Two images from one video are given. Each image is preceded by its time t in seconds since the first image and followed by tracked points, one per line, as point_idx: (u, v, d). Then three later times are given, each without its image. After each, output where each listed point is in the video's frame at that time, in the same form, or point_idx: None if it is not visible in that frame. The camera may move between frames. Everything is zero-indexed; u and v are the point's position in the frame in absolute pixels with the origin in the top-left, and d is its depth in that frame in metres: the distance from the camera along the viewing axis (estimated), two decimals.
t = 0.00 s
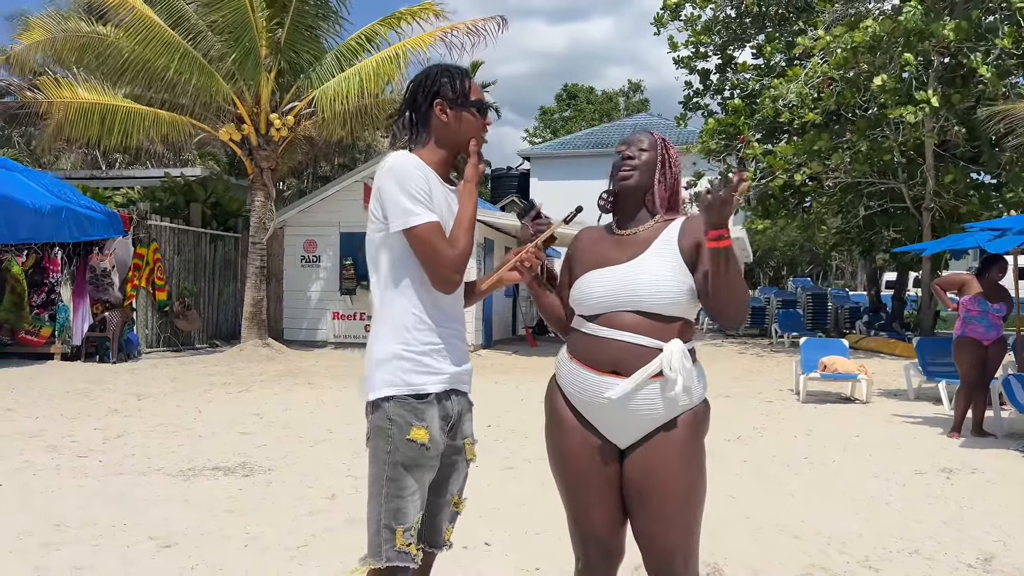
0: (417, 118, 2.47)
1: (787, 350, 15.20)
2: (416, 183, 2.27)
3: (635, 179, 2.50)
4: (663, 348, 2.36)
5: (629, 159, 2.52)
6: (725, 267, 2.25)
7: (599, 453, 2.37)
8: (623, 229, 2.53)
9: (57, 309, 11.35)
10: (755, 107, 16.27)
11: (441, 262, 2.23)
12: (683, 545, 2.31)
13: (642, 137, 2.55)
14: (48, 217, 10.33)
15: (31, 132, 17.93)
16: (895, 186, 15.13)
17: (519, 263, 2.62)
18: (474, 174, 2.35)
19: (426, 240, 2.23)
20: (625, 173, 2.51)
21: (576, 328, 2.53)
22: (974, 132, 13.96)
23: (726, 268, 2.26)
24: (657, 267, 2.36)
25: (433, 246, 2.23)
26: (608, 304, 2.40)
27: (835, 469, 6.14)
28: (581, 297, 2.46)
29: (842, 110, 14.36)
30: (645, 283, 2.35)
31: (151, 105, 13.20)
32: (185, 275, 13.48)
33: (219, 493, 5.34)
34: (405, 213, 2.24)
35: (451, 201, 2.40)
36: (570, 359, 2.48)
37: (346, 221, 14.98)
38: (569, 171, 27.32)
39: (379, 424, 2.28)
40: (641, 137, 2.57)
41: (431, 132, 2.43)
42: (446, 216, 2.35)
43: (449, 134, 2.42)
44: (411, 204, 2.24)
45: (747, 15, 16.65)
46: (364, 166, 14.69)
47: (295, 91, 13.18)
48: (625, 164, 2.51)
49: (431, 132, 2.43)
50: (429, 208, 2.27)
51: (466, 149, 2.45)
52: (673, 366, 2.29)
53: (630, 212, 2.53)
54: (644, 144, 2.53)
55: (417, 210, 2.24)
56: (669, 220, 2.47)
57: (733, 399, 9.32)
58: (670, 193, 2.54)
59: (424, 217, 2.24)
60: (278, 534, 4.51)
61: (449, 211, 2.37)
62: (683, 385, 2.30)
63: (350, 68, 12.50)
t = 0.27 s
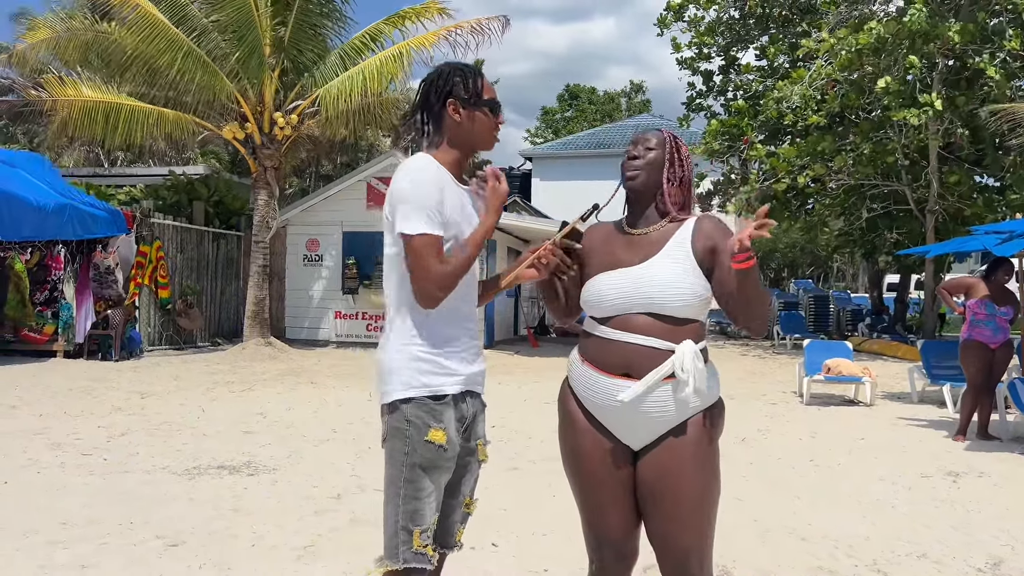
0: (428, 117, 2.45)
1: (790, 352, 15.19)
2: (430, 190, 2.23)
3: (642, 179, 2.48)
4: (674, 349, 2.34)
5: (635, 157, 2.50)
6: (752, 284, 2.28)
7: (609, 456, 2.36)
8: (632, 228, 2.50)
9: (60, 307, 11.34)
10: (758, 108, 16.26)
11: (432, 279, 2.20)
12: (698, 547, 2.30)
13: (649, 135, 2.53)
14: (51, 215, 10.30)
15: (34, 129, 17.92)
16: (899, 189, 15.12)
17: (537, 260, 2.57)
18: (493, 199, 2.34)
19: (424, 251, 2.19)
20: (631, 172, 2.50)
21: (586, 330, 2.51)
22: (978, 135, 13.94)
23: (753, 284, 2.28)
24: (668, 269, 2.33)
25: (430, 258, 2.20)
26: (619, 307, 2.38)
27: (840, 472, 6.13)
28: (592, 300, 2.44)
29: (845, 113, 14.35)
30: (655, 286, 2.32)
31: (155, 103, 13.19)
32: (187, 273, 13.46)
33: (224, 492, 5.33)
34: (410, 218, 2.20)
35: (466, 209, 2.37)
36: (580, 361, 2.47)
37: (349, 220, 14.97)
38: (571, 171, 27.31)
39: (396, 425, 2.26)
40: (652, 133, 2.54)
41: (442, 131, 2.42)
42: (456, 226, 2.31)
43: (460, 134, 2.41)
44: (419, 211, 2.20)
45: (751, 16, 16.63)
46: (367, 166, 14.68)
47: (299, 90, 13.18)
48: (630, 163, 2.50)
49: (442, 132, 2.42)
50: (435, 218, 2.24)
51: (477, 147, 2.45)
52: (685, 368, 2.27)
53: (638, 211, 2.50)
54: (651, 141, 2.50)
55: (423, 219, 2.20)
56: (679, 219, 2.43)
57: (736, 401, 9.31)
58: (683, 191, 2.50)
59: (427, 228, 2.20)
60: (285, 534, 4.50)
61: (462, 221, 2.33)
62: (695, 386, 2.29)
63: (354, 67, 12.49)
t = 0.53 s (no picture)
0: (435, 116, 2.46)
1: (792, 353, 15.19)
2: (416, 187, 2.22)
3: (655, 183, 2.46)
4: (682, 349, 2.34)
5: (646, 160, 2.48)
6: (736, 269, 2.25)
7: (614, 455, 2.36)
8: (642, 229, 2.50)
9: (62, 304, 11.40)
10: (760, 109, 16.25)
11: (389, 282, 2.13)
12: (704, 547, 2.31)
13: (657, 134, 2.49)
14: (53, 213, 10.33)
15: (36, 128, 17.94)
16: (901, 190, 15.11)
17: (550, 256, 2.44)
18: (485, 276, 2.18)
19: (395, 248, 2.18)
20: (643, 175, 2.47)
21: (593, 330, 2.50)
22: (981, 137, 13.93)
23: (734, 270, 2.25)
24: (677, 270, 2.34)
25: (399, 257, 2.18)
26: (627, 307, 2.38)
27: (842, 473, 6.13)
28: (600, 299, 2.44)
29: (848, 114, 14.35)
30: (664, 286, 2.33)
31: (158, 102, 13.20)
32: (189, 271, 13.47)
33: (227, 490, 5.34)
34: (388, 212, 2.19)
35: (462, 211, 2.34)
36: (586, 360, 2.46)
37: (351, 219, 14.98)
38: (573, 171, 27.31)
39: (396, 423, 2.25)
40: (658, 132, 2.51)
41: (447, 130, 2.42)
42: (445, 228, 2.29)
43: (463, 133, 2.41)
44: (400, 206, 2.19)
45: (754, 17, 16.63)
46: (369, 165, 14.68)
47: (302, 89, 13.19)
48: (641, 166, 2.47)
49: (447, 131, 2.42)
50: (416, 217, 2.22)
51: (480, 147, 2.44)
52: (693, 367, 2.27)
53: (648, 213, 2.49)
54: (660, 142, 2.48)
55: (402, 215, 2.19)
56: (688, 220, 2.45)
57: (738, 402, 9.31)
58: (690, 188, 2.51)
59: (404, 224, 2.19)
60: (287, 532, 4.50)
61: (453, 222, 2.30)
62: (703, 385, 2.29)
63: (357, 66, 12.50)
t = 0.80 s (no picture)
0: (428, 113, 2.46)
1: (792, 354, 15.18)
2: (401, 183, 2.23)
3: (649, 175, 2.47)
4: (675, 346, 2.34)
5: (642, 154, 2.49)
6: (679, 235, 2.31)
7: (606, 453, 2.36)
8: (639, 225, 2.49)
9: (62, 302, 11.48)
10: (761, 110, 16.25)
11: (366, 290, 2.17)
12: (698, 545, 2.31)
13: (655, 130, 2.51)
14: (54, 210, 10.33)
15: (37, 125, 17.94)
16: (902, 192, 15.09)
17: (551, 248, 2.53)
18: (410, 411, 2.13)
19: (378, 250, 2.20)
20: (637, 168, 2.49)
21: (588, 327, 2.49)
22: (982, 139, 13.93)
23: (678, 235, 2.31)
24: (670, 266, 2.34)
25: (382, 258, 2.20)
26: (621, 304, 2.37)
27: (841, 473, 6.13)
28: (593, 296, 2.42)
29: (849, 115, 14.35)
30: (658, 283, 2.32)
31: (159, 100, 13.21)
32: (189, 269, 13.48)
33: (224, 487, 5.33)
34: (375, 210, 2.21)
35: (452, 204, 2.33)
36: (580, 356, 2.45)
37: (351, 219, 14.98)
38: (573, 172, 27.31)
39: (381, 418, 2.26)
40: (657, 128, 2.52)
41: (438, 127, 2.42)
42: (434, 221, 2.29)
43: (454, 130, 2.40)
44: (385, 204, 2.21)
45: (755, 18, 16.64)
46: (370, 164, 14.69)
47: (303, 87, 13.20)
48: (636, 160, 2.49)
49: (438, 127, 2.43)
50: (402, 213, 2.23)
51: (473, 143, 2.43)
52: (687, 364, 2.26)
53: (643, 208, 2.50)
54: (658, 137, 2.49)
55: (386, 213, 2.21)
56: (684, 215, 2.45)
57: (737, 402, 9.31)
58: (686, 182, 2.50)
59: (389, 222, 2.21)
60: (285, 529, 4.50)
61: (443, 215, 2.30)
62: (696, 381, 2.29)
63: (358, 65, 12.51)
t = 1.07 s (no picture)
0: (418, 110, 2.48)
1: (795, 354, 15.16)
2: (390, 181, 2.22)
3: (634, 174, 2.46)
4: (665, 345, 2.33)
5: (627, 156, 2.47)
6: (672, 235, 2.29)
7: (597, 453, 2.36)
8: (628, 224, 2.50)
9: (66, 301, 11.42)
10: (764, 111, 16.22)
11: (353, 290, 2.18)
12: (690, 545, 2.31)
13: (643, 128, 2.47)
14: (57, 211, 10.36)
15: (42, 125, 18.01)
16: (906, 192, 15.06)
17: (539, 247, 2.55)
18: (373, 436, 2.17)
19: (366, 249, 2.20)
20: (623, 167, 2.48)
21: (579, 326, 2.49)
22: (986, 139, 13.88)
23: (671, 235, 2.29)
24: (658, 266, 2.34)
25: (370, 258, 2.20)
26: (610, 303, 2.37)
27: (841, 474, 6.11)
28: (583, 295, 2.43)
29: (852, 115, 14.32)
30: (646, 282, 2.32)
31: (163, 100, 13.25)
32: (193, 269, 13.52)
33: (224, 486, 5.35)
34: (363, 209, 2.21)
35: (441, 202, 2.33)
36: (572, 356, 2.45)
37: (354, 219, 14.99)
38: (577, 172, 27.30)
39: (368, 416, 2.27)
40: (645, 126, 2.49)
41: (427, 125, 2.44)
42: (422, 219, 2.29)
43: (442, 127, 2.41)
44: (373, 203, 2.21)
45: (759, 19, 16.61)
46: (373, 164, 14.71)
47: (306, 88, 13.23)
48: (622, 160, 2.48)
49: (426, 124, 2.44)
50: (390, 212, 2.23)
51: (460, 139, 2.43)
52: (676, 364, 2.27)
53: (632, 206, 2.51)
54: (645, 136, 2.46)
55: (374, 213, 2.21)
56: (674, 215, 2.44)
57: (739, 402, 9.29)
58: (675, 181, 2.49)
59: (377, 221, 2.21)
60: (283, 528, 4.51)
61: (432, 213, 2.30)
62: (686, 381, 2.28)
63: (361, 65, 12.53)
